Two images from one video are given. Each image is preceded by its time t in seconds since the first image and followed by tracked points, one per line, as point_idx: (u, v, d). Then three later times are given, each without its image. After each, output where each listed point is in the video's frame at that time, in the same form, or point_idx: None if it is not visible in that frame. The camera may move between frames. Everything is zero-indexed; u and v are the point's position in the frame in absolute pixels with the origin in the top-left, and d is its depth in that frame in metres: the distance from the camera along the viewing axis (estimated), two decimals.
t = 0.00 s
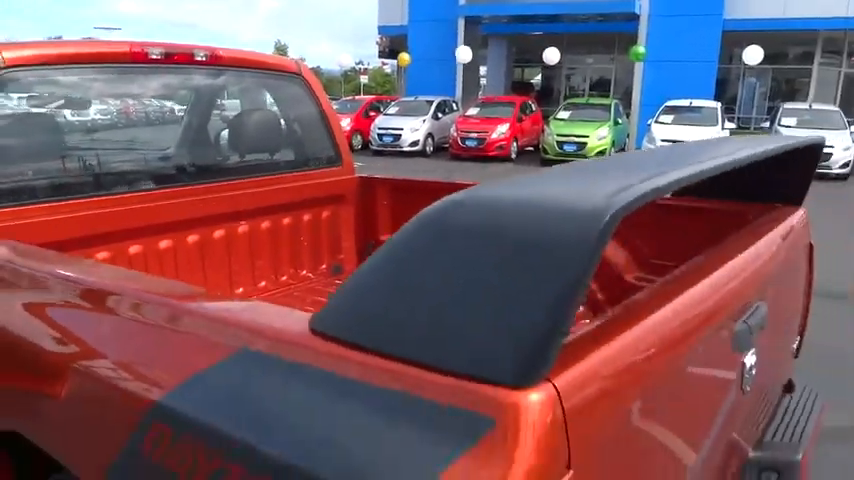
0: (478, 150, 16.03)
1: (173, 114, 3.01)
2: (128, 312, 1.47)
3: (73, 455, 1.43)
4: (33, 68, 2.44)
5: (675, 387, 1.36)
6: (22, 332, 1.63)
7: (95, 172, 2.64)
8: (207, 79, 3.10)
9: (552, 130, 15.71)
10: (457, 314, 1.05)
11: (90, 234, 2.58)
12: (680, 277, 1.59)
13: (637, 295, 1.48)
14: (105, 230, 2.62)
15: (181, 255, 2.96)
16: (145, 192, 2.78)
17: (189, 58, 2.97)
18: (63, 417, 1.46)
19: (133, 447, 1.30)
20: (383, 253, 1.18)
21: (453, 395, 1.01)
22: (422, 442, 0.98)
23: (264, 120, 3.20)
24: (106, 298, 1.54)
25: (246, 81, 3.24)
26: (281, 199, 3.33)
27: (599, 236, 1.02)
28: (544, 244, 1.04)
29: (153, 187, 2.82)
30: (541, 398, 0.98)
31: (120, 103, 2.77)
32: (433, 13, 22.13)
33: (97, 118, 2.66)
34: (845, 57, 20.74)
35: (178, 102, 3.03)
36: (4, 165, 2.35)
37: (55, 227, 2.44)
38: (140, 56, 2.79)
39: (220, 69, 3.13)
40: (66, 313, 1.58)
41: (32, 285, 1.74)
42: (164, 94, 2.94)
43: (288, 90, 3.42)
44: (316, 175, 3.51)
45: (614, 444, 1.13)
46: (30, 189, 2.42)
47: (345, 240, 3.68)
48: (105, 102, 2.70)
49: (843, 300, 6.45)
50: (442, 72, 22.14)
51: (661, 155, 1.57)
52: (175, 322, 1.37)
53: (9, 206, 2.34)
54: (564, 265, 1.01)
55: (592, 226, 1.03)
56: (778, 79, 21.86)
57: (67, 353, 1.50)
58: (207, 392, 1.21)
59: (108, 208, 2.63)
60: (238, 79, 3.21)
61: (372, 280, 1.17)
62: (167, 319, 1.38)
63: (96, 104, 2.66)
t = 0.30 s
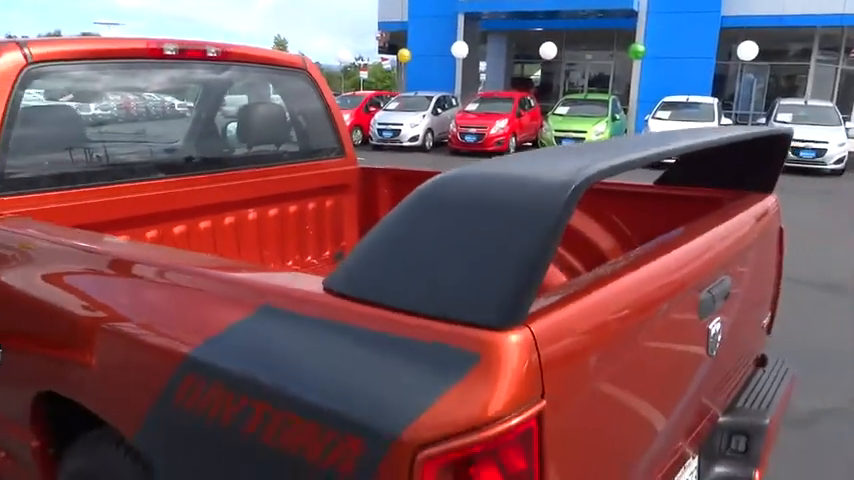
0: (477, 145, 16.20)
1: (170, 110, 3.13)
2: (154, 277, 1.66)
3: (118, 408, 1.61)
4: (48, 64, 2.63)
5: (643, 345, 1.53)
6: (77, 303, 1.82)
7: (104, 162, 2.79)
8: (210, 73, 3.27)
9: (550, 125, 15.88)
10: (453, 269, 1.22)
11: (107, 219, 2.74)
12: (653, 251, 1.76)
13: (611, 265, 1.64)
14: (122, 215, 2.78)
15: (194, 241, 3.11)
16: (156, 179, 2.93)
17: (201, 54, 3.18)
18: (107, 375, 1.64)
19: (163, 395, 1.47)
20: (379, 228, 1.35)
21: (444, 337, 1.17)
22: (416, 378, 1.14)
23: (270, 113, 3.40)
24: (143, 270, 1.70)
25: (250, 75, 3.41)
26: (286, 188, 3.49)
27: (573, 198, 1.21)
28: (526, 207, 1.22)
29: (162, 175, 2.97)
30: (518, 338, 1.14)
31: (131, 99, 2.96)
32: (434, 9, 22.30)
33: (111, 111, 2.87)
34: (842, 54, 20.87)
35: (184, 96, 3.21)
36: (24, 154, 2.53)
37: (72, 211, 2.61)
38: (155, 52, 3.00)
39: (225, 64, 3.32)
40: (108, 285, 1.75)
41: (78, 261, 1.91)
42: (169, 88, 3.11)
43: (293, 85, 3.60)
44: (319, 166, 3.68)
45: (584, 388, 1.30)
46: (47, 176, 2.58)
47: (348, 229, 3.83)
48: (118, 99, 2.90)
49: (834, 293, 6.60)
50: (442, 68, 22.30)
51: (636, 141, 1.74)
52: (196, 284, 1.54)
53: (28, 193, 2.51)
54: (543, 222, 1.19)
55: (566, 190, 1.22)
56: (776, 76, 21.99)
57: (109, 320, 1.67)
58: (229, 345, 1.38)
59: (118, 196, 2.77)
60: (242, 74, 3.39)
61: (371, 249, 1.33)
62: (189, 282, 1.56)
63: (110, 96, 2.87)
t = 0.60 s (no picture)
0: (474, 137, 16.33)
1: (167, 104, 3.18)
2: (179, 253, 1.80)
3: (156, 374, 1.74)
4: (66, 58, 2.75)
5: (632, 312, 1.67)
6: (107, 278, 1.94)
7: (104, 154, 2.86)
8: (211, 67, 3.35)
9: (546, 117, 16.02)
10: (461, 238, 1.36)
11: (124, 207, 2.84)
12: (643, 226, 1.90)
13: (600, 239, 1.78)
14: (137, 202, 2.88)
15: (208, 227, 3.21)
16: (159, 169, 3.01)
17: (212, 48, 3.32)
18: (144, 344, 1.77)
19: (199, 358, 1.61)
20: (393, 204, 1.49)
21: (453, 298, 1.31)
22: (431, 334, 1.29)
23: (276, 104, 3.56)
24: (172, 246, 1.83)
25: (253, 67, 3.53)
26: (293, 177, 3.62)
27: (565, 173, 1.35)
28: (525, 183, 1.37)
29: (167, 165, 3.06)
30: (521, 297, 1.28)
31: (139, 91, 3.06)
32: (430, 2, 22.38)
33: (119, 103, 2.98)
34: (837, 45, 21.01)
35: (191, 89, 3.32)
36: (47, 143, 2.67)
37: (89, 198, 2.72)
38: (169, 45, 3.14)
39: (226, 58, 3.42)
40: (138, 262, 1.88)
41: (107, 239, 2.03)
42: (172, 80, 3.20)
43: (298, 77, 3.74)
44: (324, 155, 3.81)
45: (578, 346, 1.44)
46: (64, 165, 2.71)
47: (352, 216, 3.96)
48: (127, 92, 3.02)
49: (825, 279, 6.76)
50: (439, 60, 22.40)
51: (625, 126, 1.89)
52: (220, 258, 1.69)
53: (48, 181, 2.63)
54: (540, 195, 1.34)
55: (560, 167, 1.36)
56: (771, 66, 22.12)
57: (142, 292, 1.79)
58: (259, 310, 1.51)
59: (131, 184, 2.87)
60: (244, 67, 3.49)
61: (387, 223, 1.47)
62: (214, 257, 1.70)
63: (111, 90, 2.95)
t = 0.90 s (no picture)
0: (452, 131, 16.45)
1: (139, 100, 3.14)
2: (183, 233, 1.90)
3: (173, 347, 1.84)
4: (65, 52, 2.81)
5: (607, 281, 1.81)
6: (116, 259, 2.01)
7: (86, 147, 2.85)
8: (189, 59, 3.38)
9: (522, 110, 16.20)
10: (461, 214, 1.48)
11: (120, 196, 2.90)
12: (622, 206, 2.04)
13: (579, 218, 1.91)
14: (132, 192, 2.94)
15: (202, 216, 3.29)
16: (151, 160, 3.06)
17: (203, 41, 3.39)
18: (159, 319, 1.86)
19: (214, 330, 1.72)
20: (396, 184, 1.60)
21: (452, 268, 1.43)
22: (436, 300, 1.41)
23: (266, 97, 3.65)
24: (181, 227, 1.92)
25: (238, 60, 3.58)
26: (284, 167, 3.71)
27: (556, 154, 1.47)
28: (519, 163, 1.49)
29: (157, 157, 3.11)
30: (516, 265, 1.41)
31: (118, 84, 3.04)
32: None
33: (101, 98, 2.95)
34: (804, 38, 21.46)
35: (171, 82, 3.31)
36: (47, 134, 2.72)
37: (87, 188, 2.78)
38: (162, 39, 3.21)
39: (204, 51, 3.43)
40: (147, 243, 1.96)
41: (111, 223, 2.11)
42: (150, 73, 3.20)
43: (286, 71, 3.83)
44: (312, 146, 3.91)
45: (564, 312, 1.58)
46: (59, 156, 2.76)
47: (340, 204, 4.07)
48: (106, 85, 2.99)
49: (793, 264, 7.00)
50: (415, 54, 22.48)
51: (605, 114, 2.02)
52: (227, 237, 1.80)
53: (43, 172, 2.68)
54: (532, 173, 1.46)
55: (551, 148, 1.48)
56: (741, 59, 22.53)
57: (154, 271, 1.88)
58: (272, 284, 1.63)
59: (124, 175, 2.93)
60: (223, 60, 3.53)
61: (389, 202, 1.59)
62: (220, 235, 1.82)
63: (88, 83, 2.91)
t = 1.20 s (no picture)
0: (433, 123, 16.50)
1: (115, 91, 3.11)
2: (173, 225, 1.96)
3: (169, 335, 1.90)
4: (55, 47, 2.84)
5: (587, 268, 1.90)
6: (111, 250, 2.05)
7: (67, 142, 2.87)
8: (171, 52, 3.37)
9: (503, 102, 16.29)
10: (448, 205, 1.56)
11: (109, 190, 2.95)
12: (600, 197, 2.13)
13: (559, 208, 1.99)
14: (121, 186, 2.98)
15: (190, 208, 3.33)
16: (136, 154, 3.09)
17: (188, 36, 3.41)
18: (157, 309, 1.92)
19: (211, 318, 1.79)
20: (385, 178, 1.67)
21: (439, 257, 1.51)
22: (426, 287, 1.49)
23: (249, 92, 3.70)
24: (175, 218, 1.97)
25: (222, 54, 3.61)
26: (270, 160, 3.76)
27: (537, 148, 1.56)
28: (502, 156, 1.57)
29: (139, 150, 3.13)
30: (501, 254, 1.49)
31: (95, 76, 3.03)
32: None
33: (82, 91, 2.97)
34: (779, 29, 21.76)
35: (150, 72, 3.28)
36: (34, 128, 2.75)
37: (76, 182, 2.81)
38: (148, 34, 3.23)
39: (183, 44, 3.41)
40: (138, 235, 2.01)
41: (101, 216, 2.15)
42: (129, 67, 3.18)
43: (269, 64, 3.87)
44: (296, 139, 3.96)
45: (545, 298, 1.66)
46: (47, 151, 2.79)
47: (325, 196, 4.13)
48: (85, 79, 2.98)
49: (767, 252, 7.18)
50: (395, 46, 22.46)
51: (583, 108, 2.11)
52: (218, 229, 1.86)
53: (34, 165, 2.72)
54: (515, 167, 1.54)
55: (532, 143, 1.57)
56: (718, 50, 22.79)
57: (149, 262, 1.93)
58: (268, 274, 1.69)
59: (109, 170, 2.96)
60: (203, 52, 3.51)
61: (379, 194, 1.66)
62: (210, 226, 1.88)
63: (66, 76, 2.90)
